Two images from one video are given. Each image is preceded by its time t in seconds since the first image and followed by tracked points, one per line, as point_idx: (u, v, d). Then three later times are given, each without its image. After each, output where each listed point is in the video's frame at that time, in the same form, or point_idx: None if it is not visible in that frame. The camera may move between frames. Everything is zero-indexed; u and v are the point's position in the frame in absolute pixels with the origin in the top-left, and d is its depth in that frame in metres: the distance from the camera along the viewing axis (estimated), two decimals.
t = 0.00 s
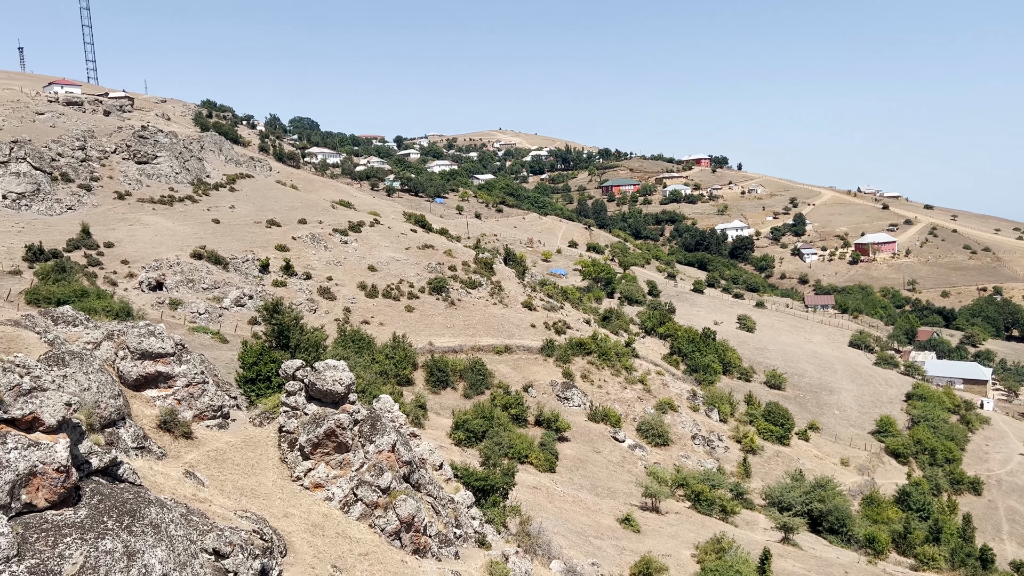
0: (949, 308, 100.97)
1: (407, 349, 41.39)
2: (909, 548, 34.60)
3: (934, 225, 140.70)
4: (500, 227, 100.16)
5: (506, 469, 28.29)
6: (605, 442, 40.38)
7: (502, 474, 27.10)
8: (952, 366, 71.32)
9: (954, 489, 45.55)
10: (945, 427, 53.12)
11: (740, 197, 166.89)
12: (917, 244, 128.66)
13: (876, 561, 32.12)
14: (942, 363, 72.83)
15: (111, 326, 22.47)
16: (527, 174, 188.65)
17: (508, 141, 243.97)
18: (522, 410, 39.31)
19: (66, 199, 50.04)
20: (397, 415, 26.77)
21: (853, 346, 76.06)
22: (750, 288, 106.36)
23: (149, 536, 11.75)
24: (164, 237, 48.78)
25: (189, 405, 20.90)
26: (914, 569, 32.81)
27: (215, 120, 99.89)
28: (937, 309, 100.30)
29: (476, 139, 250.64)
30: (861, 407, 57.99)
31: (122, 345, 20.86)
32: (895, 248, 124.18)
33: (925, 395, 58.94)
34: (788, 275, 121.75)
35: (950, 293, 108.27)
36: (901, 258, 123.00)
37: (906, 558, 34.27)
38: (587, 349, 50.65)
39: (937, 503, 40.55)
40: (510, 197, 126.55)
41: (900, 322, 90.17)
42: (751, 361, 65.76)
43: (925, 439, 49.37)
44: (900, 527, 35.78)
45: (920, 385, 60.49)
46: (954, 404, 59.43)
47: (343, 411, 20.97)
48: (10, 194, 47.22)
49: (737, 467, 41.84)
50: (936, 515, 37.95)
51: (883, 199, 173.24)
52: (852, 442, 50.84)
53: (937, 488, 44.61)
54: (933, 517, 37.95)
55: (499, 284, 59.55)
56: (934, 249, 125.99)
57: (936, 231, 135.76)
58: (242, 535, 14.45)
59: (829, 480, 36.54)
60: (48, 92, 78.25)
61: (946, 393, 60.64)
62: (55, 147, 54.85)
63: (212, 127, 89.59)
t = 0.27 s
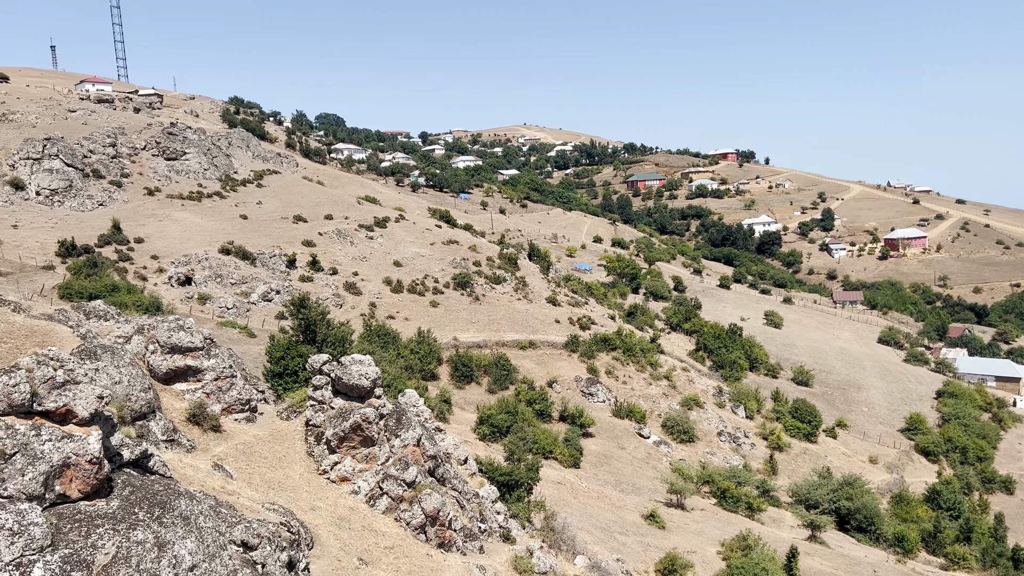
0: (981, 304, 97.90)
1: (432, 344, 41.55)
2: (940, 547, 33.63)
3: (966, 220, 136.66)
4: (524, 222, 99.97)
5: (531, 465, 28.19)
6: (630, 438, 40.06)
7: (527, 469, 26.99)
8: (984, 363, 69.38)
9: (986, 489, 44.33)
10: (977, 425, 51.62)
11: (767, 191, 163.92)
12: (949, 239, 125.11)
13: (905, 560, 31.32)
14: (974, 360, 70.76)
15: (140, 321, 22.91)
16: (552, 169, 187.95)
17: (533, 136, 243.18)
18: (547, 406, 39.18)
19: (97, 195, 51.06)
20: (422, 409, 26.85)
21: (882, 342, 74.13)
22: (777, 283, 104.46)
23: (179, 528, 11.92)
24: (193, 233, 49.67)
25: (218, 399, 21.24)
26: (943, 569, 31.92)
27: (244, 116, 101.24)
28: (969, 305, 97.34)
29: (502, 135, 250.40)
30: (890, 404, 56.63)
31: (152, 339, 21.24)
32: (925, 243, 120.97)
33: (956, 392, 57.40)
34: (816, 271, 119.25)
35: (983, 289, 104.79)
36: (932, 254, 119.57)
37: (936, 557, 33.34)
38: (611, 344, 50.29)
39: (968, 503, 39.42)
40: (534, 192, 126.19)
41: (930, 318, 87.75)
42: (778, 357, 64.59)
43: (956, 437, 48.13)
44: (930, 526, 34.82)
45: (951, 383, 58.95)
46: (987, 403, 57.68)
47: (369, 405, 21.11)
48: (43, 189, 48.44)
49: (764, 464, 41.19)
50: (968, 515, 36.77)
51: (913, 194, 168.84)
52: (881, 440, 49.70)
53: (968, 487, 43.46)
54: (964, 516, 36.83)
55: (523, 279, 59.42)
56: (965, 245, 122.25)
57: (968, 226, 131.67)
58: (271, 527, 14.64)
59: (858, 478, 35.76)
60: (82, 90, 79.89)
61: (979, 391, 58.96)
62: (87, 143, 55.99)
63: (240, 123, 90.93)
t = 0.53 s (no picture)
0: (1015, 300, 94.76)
1: (457, 338, 41.69)
2: (970, 545, 32.69)
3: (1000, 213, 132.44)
4: (548, 216, 99.64)
5: (555, 459, 28.13)
6: (655, 433, 39.70)
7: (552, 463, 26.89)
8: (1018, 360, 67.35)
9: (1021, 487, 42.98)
10: (1012, 423, 50.01)
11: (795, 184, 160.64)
12: (982, 232, 121.45)
13: (935, 558, 30.49)
14: (1008, 356, 68.64)
15: (170, 314, 23.38)
16: (577, 163, 186.89)
17: (558, 130, 241.90)
18: (571, 400, 39.03)
19: (127, 190, 52.21)
20: (447, 402, 26.95)
21: (911, 337, 72.24)
22: (805, 278, 102.38)
23: (209, 518, 12.17)
24: (221, 227, 50.54)
25: (246, 391, 21.60)
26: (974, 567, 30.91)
27: (271, 112, 102.59)
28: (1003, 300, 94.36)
29: (527, 129, 249.52)
30: (921, 400, 55.16)
31: (181, 332, 21.65)
32: (957, 237, 117.55)
33: (990, 389, 55.76)
34: (844, 265, 116.57)
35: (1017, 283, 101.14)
36: (964, 248, 115.98)
37: (967, 556, 32.30)
38: (637, 339, 49.85)
39: (1001, 500, 38.20)
40: (559, 186, 125.65)
41: (962, 313, 85.19)
42: (805, 352, 63.36)
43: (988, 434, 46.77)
44: (961, 524, 33.77)
45: (985, 379, 57.31)
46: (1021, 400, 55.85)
47: (394, 398, 21.21)
48: (76, 185, 49.77)
49: (791, 459, 40.53)
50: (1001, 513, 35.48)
51: (946, 187, 164.18)
52: (911, 436, 48.53)
53: (1001, 484, 42.22)
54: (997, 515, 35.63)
55: (548, 273, 59.23)
56: (1000, 238, 118.38)
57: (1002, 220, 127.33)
58: (298, 518, 14.84)
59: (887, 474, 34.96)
60: (113, 87, 81.54)
61: (1012, 387, 57.24)
62: (118, 139, 57.23)
63: (267, 118, 92.16)
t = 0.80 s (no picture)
0: None
1: (482, 331, 41.75)
2: (1002, 541, 31.30)
3: None
4: (573, 209, 99.11)
5: (580, 451, 28.01)
6: (680, 426, 39.31)
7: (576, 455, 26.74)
8: None
9: None
10: None
11: (824, 176, 157.00)
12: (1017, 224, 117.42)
13: (965, 554, 29.55)
14: None
15: (200, 306, 23.79)
16: (602, 155, 185.34)
17: (583, 122, 240.12)
18: (596, 392, 38.82)
19: (157, 183, 53.21)
20: (472, 394, 27.00)
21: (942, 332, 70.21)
22: (833, 270, 100.10)
23: (237, 507, 12.39)
24: (249, 220, 51.30)
25: (274, 382, 21.93)
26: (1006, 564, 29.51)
27: (298, 106, 103.66)
28: None
29: (551, 121, 247.93)
30: (952, 395, 53.61)
31: (210, 324, 22.01)
32: (992, 229, 113.75)
33: None
34: (873, 258, 113.67)
35: None
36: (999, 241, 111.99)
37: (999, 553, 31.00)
38: (662, 332, 49.32)
39: None
40: (583, 178, 124.82)
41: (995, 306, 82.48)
42: (833, 345, 62.03)
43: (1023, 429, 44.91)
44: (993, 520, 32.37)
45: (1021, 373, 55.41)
46: None
47: (420, 390, 21.32)
48: (107, 178, 50.83)
49: (818, 454, 39.82)
50: None
51: (981, 178, 158.91)
52: (941, 431, 47.31)
53: None
54: None
55: (572, 266, 58.94)
56: None
57: None
58: (325, 508, 15.03)
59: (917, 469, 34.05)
60: (142, 82, 82.93)
61: None
62: (148, 133, 58.24)
63: (294, 113, 93.15)
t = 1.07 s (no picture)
0: None
1: (506, 322, 41.76)
2: None
3: None
4: (597, 200, 98.34)
5: (604, 443, 27.87)
6: (705, 418, 38.89)
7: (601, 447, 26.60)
8: None
9: None
10: None
11: (852, 166, 152.87)
12: None
13: (996, 549, 28.69)
14: None
15: (228, 297, 24.18)
16: (627, 146, 183.40)
17: (608, 113, 237.86)
18: (620, 384, 38.58)
19: (185, 176, 54.17)
20: (497, 385, 27.02)
21: (973, 324, 67.85)
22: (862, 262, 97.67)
23: (265, 495, 12.64)
24: (276, 212, 51.98)
25: (301, 372, 22.23)
26: None
27: (324, 99, 104.47)
28: None
29: (575, 112, 246.11)
30: (985, 388, 52.05)
31: (239, 315, 22.38)
32: None
33: None
34: (903, 249, 110.66)
35: None
36: None
37: None
38: (688, 324, 48.75)
39: None
40: (608, 169, 123.71)
41: None
42: (861, 337, 60.67)
43: None
44: None
45: None
46: None
47: (445, 381, 21.43)
48: (136, 171, 51.81)
49: (846, 447, 39.10)
50: None
51: (1016, 168, 153.38)
52: (973, 425, 46.03)
53: None
54: None
55: (597, 258, 58.54)
56: None
57: None
58: (352, 497, 15.22)
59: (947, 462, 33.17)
60: (171, 75, 84.17)
61: None
62: (176, 126, 59.17)
63: (320, 105, 93.89)
